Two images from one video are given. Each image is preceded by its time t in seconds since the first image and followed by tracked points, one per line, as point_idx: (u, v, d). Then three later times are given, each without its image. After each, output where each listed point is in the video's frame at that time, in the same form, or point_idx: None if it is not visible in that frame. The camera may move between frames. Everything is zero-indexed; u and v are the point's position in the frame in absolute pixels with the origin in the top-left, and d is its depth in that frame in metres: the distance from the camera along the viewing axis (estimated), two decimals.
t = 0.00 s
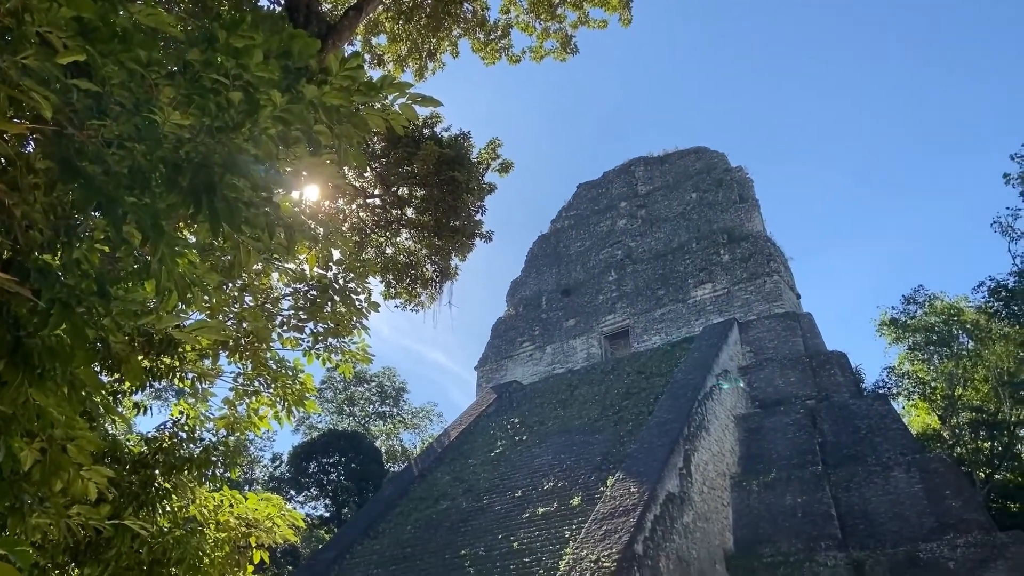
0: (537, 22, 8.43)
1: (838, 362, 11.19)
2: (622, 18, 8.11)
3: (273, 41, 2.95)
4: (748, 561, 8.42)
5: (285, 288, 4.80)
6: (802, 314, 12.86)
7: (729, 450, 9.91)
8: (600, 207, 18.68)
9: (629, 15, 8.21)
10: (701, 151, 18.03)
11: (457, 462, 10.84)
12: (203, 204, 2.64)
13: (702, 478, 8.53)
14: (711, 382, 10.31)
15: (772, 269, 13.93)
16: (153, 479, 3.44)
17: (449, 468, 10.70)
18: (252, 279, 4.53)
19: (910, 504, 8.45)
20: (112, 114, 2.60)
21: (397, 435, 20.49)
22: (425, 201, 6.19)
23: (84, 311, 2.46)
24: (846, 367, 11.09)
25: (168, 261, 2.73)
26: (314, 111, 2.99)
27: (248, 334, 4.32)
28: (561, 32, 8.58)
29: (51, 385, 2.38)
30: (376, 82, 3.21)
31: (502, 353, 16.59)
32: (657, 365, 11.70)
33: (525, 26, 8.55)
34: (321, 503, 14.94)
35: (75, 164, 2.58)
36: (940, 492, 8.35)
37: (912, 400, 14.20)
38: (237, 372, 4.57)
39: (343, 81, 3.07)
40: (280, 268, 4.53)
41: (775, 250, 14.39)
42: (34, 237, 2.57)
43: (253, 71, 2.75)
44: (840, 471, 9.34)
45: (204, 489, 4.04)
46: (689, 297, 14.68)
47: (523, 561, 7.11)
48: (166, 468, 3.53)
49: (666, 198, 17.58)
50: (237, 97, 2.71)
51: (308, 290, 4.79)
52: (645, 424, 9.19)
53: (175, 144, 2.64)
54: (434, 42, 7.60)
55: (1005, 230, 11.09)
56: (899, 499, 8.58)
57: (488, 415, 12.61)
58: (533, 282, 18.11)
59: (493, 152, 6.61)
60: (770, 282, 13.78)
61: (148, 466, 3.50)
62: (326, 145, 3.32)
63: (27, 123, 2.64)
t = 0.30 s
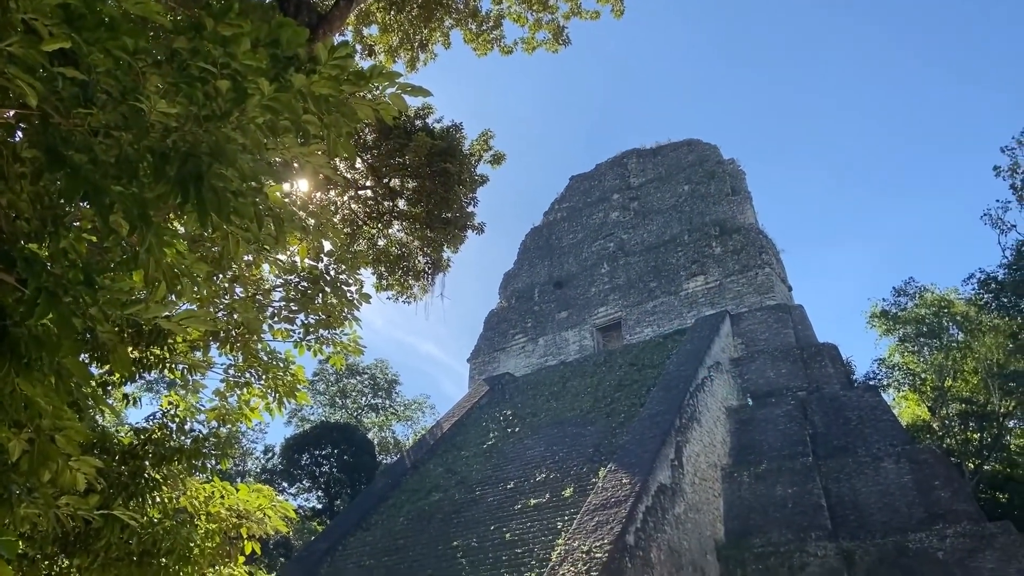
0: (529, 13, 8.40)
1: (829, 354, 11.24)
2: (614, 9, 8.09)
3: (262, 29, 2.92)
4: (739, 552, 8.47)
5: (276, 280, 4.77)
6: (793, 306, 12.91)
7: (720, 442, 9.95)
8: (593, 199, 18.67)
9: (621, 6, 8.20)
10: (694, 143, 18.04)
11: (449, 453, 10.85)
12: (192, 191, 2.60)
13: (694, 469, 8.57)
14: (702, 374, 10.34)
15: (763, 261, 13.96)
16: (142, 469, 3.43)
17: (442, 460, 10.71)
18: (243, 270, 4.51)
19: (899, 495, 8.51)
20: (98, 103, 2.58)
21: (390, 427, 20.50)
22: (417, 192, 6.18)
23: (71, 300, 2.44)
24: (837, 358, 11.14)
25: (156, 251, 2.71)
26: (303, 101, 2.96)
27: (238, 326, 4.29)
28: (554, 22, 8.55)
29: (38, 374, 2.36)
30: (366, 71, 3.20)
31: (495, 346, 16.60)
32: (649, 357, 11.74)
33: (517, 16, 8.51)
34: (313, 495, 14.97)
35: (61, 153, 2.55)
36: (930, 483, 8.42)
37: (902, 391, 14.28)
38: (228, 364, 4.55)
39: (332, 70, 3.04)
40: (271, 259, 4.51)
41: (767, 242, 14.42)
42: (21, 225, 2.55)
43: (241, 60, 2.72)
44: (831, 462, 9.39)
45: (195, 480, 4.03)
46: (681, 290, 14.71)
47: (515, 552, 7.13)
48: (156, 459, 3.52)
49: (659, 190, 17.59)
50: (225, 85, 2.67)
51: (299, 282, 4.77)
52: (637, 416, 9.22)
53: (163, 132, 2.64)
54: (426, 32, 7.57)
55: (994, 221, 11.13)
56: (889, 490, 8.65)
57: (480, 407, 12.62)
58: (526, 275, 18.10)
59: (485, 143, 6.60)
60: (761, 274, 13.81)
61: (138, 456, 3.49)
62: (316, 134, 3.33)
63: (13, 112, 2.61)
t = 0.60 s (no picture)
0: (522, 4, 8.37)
1: (821, 346, 11.29)
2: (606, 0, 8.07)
3: (249, 18, 2.90)
4: (730, 543, 8.50)
5: (268, 272, 4.76)
6: (786, 298, 12.94)
7: (712, 433, 9.99)
8: (586, 192, 18.67)
9: None
10: (687, 136, 18.05)
11: (443, 445, 10.87)
12: (179, 180, 2.57)
13: (686, 460, 8.61)
14: (695, 366, 10.37)
15: (756, 254, 13.99)
16: (132, 460, 3.42)
17: (435, 452, 10.73)
18: (234, 261, 4.50)
19: (890, 486, 8.56)
20: (84, 92, 2.56)
21: (383, 419, 20.52)
22: (410, 184, 6.17)
23: (58, 290, 2.42)
24: (829, 350, 11.19)
25: (144, 241, 2.69)
26: (291, 90, 2.94)
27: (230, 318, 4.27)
28: (546, 14, 8.53)
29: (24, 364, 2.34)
30: (354, 61, 3.18)
31: (488, 338, 16.60)
32: (642, 350, 11.76)
33: (510, 7, 8.48)
34: (306, 487, 14.99)
35: (46, 142, 2.52)
36: (920, 474, 8.48)
37: (894, 383, 14.32)
38: (219, 356, 4.54)
39: (321, 60, 3.02)
40: (262, 251, 4.50)
41: (759, 235, 14.46)
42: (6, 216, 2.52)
43: (229, 49, 2.70)
44: (822, 453, 9.44)
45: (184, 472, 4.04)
46: (674, 282, 14.73)
47: (508, 544, 7.15)
48: (146, 451, 3.51)
49: (652, 183, 17.60)
50: (212, 74, 2.65)
51: (290, 273, 4.76)
52: (629, 408, 9.24)
53: (150, 122, 2.62)
54: (419, 23, 7.54)
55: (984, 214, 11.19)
56: (880, 481, 8.71)
57: (473, 399, 12.64)
58: (519, 267, 18.08)
59: (478, 135, 6.58)
60: (754, 266, 13.84)
61: (128, 447, 3.48)
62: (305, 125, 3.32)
63: None
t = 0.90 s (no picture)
0: None
1: (814, 339, 11.31)
2: None
3: (236, 6, 2.87)
4: (722, 534, 8.53)
5: (259, 263, 4.75)
6: (779, 291, 12.97)
7: (705, 425, 10.01)
8: (580, 184, 18.65)
9: None
10: (681, 128, 18.03)
11: (436, 437, 10.88)
12: (165, 169, 2.54)
13: (678, 452, 8.63)
14: (688, 359, 10.39)
15: (749, 246, 14.01)
16: (120, 451, 3.42)
17: (428, 444, 10.74)
18: (224, 252, 4.49)
19: (881, 478, 8.60)
20: (69, 80, 2.53)
21: (376, 412, 20.53)
22: (403, 176, 6.18)
23: (43, 280, 2.41)
24: (821, 343, 11.22)
25: (130, 231, 2.67)
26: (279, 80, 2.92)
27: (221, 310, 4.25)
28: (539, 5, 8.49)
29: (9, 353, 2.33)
30: (343, 51, 3.17)
31: (482, 331, 16.60)
32: (635, 342, 11.78)
33: None
34: (299, 479, 15.01)
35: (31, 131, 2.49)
36: (911, 466, 8.52)
37: (885, 375, 14.38)
38: (210, 347, 4.53)
39: (309, 50, 3.01)
40: (253, 242, 4.47)
41: (753, 227, 14.47)
42: None
43: (215, 38, 2.67)
44: (814, 445, 9.47)
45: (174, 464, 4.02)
46: (668, 275, 14.74)
47: (501, 536, 7.17)
48: (135, 442, 3.50)
49: (646, 175, 17.60)
50: (197, 63, 2.62)
51: (281, 265, 4.74)
52: (622, 400, 9.27)
53: (136, 111, 2.60)
54: (411, 14, 7.50)
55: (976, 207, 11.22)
56: (871, 472, 8.74)
57: (467, 391, 12.65)
58: (512, 260, 18.06)
59: (471, 126, 6.57)
60: (747, 259, 13.86)
61: (118, 438, 3.48)
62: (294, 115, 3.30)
63: None
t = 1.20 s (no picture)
0: None
1: (806, 332, 11.34)
2: None
3: None
4: (715, 526, 8.56)
5: (250, 256, 4.74)
6: (772, 284, 12.99)
7: (698, 418, 10.03)
8: (574, 176, 18.63)
9: None
10: (675, 121, 18.01)
11: (430, 430, 10.90)
12: (152, 159, 2.51)
13: (671, 445, 8.65)
14: (681, 351, 10.40)
15: (743, 239, 14.02)
16: (109, 442, 3.42)
17: (422, 436, 10.75)
18: (215, 244, 4.49)
19: (873, 470, 8.65)
20: (55, 69, 2.52)
21: (370, 404, 20.53)
22: (396, 168, 6.16)
23: (27, 270, 2.39)
24: (814, 335, 11.25)
25: (117, 221, 2.64)
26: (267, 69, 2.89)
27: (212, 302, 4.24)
28: None
29: None
30: (330, 41, 3.16)
31: (475, 323, 16.59)
32: (629, 335, 11.80)
33: None
34: (293, 471, 15.03)
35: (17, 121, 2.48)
36: (903, 458, 8.57)
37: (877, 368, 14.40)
38: (201, 339, 4.52)
39: (297, 39, 2.98)
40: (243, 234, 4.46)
41: (746, 220, 14.48)
42: None
43: (201, 27, 2.65)
44: (806, 437, 9.51)
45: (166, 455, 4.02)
46: (661, 267, 14.75)
47: (494, 528, 7.19)
48: (124, 432, 3.50)
49: (639, 168, 17.59)
50: (183, 52, 2.60)
51: (273, 257, 4.73)
52: (616, 393, 9.29)
53: (122, 100, 2.58)
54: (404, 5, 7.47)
55: (968, 200, 11.23)
56: (863, 464, 8.79)
57: (461, 383, 12.66)
58: (506, 252, 18.03)
59: (464, 119, 6.56)
60: (741, 252, 13.87)
61: (107, 429, 3.48)
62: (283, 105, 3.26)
63: None
